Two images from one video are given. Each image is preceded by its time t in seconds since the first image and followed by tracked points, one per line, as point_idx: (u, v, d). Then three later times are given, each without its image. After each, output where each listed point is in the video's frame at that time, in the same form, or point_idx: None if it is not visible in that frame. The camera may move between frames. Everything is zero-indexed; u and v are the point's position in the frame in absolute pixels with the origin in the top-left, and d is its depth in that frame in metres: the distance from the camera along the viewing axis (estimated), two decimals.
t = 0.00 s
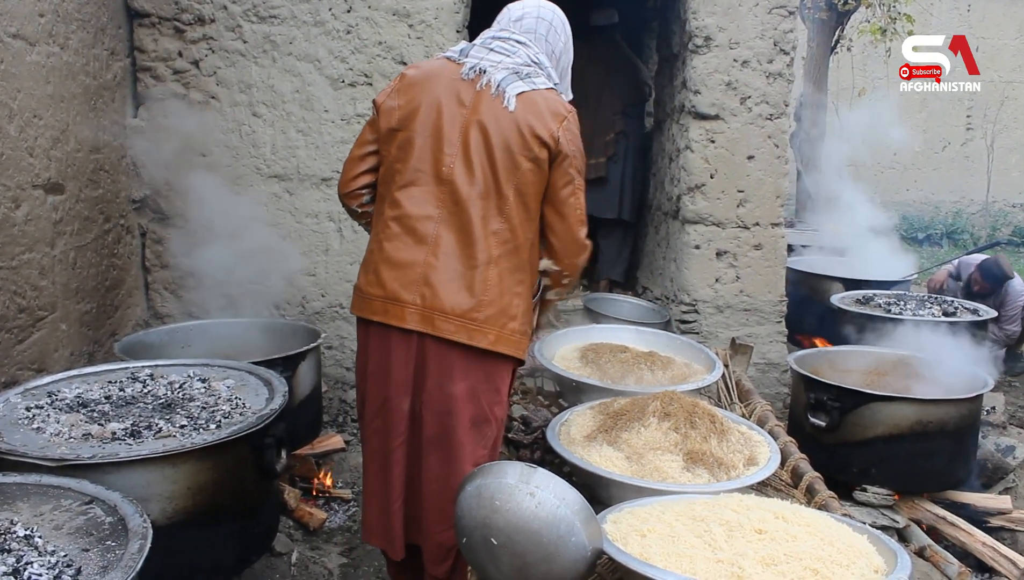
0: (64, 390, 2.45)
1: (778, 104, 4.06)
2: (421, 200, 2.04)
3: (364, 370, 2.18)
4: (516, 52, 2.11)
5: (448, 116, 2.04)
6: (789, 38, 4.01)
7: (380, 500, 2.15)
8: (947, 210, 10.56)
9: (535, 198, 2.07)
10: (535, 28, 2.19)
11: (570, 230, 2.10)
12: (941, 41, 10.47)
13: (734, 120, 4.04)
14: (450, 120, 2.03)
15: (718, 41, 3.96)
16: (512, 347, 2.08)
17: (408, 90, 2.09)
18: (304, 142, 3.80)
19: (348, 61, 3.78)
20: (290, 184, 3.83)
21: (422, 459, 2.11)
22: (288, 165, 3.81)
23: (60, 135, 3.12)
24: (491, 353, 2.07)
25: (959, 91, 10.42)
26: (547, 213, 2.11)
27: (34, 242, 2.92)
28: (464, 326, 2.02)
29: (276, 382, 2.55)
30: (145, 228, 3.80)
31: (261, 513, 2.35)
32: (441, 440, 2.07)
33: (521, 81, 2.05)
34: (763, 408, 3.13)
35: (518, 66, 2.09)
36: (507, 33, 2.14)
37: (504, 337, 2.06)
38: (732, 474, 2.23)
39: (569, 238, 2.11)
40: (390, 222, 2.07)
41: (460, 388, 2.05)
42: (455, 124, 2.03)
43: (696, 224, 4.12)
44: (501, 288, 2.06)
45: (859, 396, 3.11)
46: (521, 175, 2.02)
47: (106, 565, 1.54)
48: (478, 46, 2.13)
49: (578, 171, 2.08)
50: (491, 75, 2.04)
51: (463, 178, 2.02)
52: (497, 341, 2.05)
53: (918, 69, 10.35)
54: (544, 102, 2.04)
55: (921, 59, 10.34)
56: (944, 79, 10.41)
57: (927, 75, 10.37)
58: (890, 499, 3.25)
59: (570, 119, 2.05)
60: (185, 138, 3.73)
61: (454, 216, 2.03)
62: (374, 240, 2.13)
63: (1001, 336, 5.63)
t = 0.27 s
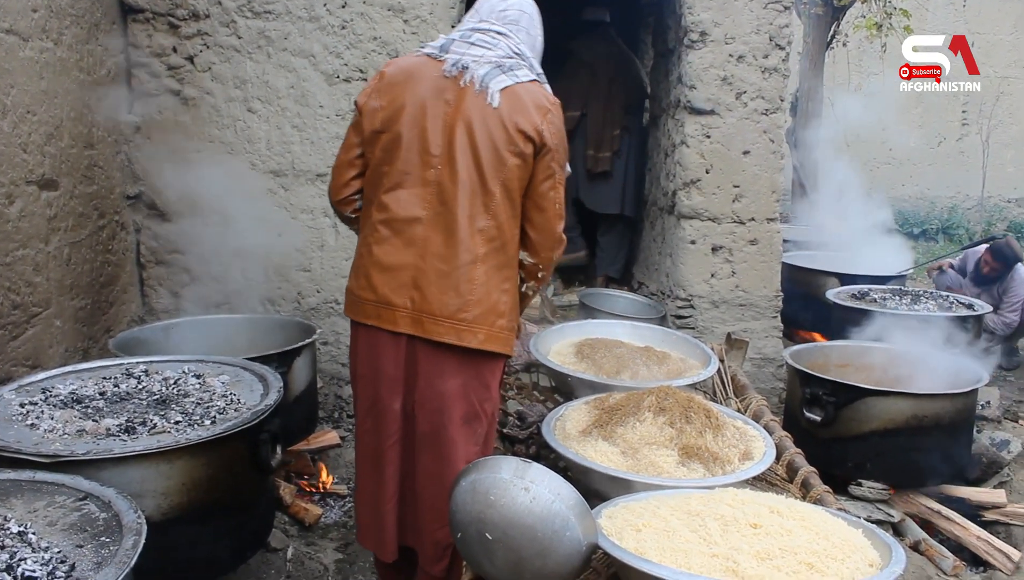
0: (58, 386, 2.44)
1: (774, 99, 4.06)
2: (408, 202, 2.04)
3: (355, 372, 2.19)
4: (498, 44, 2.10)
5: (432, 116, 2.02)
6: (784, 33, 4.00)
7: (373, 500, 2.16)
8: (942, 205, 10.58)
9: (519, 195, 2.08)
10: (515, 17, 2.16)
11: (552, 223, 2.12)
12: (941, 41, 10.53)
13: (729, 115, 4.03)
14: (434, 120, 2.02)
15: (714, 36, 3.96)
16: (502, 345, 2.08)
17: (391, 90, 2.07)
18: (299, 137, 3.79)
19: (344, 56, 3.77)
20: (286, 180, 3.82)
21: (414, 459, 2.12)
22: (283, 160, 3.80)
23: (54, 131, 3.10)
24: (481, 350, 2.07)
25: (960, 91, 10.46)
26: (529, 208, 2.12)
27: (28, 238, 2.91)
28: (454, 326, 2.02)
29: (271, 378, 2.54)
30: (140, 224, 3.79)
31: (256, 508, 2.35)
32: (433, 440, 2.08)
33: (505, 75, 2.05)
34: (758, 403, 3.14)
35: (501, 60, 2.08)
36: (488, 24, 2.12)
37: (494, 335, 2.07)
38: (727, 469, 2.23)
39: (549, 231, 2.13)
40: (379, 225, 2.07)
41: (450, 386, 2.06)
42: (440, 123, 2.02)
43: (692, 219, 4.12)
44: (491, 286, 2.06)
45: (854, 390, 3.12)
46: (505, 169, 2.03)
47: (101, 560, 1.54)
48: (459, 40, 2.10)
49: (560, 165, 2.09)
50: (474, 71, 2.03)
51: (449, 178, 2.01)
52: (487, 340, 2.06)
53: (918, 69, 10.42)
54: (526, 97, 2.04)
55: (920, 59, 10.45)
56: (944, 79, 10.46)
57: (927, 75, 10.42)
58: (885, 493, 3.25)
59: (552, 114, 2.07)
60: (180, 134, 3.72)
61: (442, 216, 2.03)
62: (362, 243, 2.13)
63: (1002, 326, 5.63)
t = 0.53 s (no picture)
0: (53, 378, 2.44)
1: (771, 90, 4.05)
2: (395, 192, 2.05)
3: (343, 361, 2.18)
4: (460, 39, 2.10)
5: (409, 109, 2.03)
6: (781, 24, 3.99)
7: (367, 484, 2.14)
8: (939, 197, 10.57)
9: (501, 173, 2.10)
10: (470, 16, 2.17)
11: (537, 197, 2.15)
12: (941, 41, 10.49)
13: (726, 106, 4.03)
14: (411, 113, 2.03)
15: (710, 27, 3.95)
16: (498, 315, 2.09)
17: (363, 91, 2.07)
18: (294, 129, 3.78)
19: (339, 47, 3.75)
20: (281, 172, 3.80)
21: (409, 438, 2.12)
22: (279, 152, 3.78)
23: (49, 122, 3.09)
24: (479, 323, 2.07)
25: (960, 91, 10.42)
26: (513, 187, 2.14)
27: (23, 230, 2.90)
28: (452, 301, 2.02)
29: (267, 370, 2.54)
30: (136, 216, 3.78)
31: (253, 500, 2.35)
32: (428, 416, 2.07)
33: (471, 67, 2.06)
34: (755, 395, 3.14)
35: (466, 54, 2.09)
36: (449, 18, 2.11)
37: (490, 306, 2.07)
38: (723, 460, 2.23)
39: (536, 205, 2.15)
40: (366, 219, 2.07)
41: (448, 363, 2.06)
42: (417, 115, 2.03)
43: (688, 211, 4.11)
44: (484, 263, 2.07)
45: (850, 382, 3.12)
46: (484, 152, 2.04)
47: (97, 552, 1.54)
48: (421, 42, 2.11)
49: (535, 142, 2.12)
50: (442, 65, 2.05)
51: (433, 163, 2.02)
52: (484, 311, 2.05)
53: (918, 69, 10.45)
54: (495, 81, 2.07)
55: (920, 59, 10.49)
56: (944, 79, 10.46)
57: (927, 75, 10.45)
58: (881, 484, 3.25)
59: (521, 95, 2.09)
60: (175, 125, 3.71)
61: (432, 199, 2.03)
62: (349, 241, 2.12)
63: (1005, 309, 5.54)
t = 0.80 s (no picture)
0: (54, 376, 2.44)
1: (772, 89, 4.04)
2: (396, 179, 2.15)
3: (352, 340, 2.19)
4: (437, 43, 2.26)
5: (402, 102, 2.15)
6: (782, 23, 3.98)
7: (387, 461, 2.14)
8: (940, 196, 10.55)
9: (489, 159, 2.28)
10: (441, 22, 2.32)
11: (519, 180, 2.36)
12: (941, 41, 10.50)
13: (727, 105, 4.02)
14: (404, 105, 2.15)
15: (712, 26, 3.94)
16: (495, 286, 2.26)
17: (352, 89, 2.17)
18: (295, 127, 3.77)
19: (340, 45, 3.74)
20: (282, 170, 3.80)
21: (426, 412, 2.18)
22: (280, 150, 3.78)
23: (49, 121, 3.09)
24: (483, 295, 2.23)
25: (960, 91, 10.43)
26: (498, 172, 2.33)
27: (24, 228, 2.90)
28: (463, 271, 2.16)
29: (268, 369, 2.54)
30: (136, 215, 3.78)
31: (254, 499, 2.35)
32: (450, 385, 2.18)
33: (451, 66, 2.23)
34: (756, 394, 3.14)
35: (445, 55, 2.25)
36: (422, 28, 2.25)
37: (489, 277, 2.25)
38: (725, 459, 2.23)
39: (521, 186, 2.35)
40: (367, 206, 2.15)
41: (464, 332, 2.19)
42: (411, 107, 2.16)
43: (689, 210, 4.11)
44: (479, 241, 2.24)
45: (851, 381, 3.12)
46: (472, 141, 2.21)
47: (98, 551, 1.54)
48: (399, 46, 2.24)
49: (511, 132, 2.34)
50: (426, 64, 2.19)
51: (431, 150, 2.16)
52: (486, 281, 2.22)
53: (918, 69, 10.44)
54: (473, 78, 2.25)
55: (921, 59, 10.48)
56: (944, 79, 10.46)
57: (927, 75, 10.44)
58: (882, 484, 3.23)
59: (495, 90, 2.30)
60: (175, 123, 3.70)
61: (434, 182, 2.17)
62: (347, 230, 2.18)
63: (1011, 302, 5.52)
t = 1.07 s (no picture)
0: (56, 379, 2.43)
1: (774, 92, 4.04)
2: (404, 181, 2.26)
3: (362, 334, 2.29)
4: (444, 52, 2.36)
5: (411, 108, 2.26)
6: (784, 26, 3.99)
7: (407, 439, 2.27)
8: (941, 200, 10.54)
9: (490, 163, 2.40)
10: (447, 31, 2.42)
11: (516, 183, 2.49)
12: (941, 41, 10.50)
13: (729, 108, 4.02)
14: (413, 111, 2.25)
15: (714, 29, 3.94)
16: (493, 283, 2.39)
17: (363, 94, 2.26)
18: (297, 130, 3.78)
19: (343, 48, 3.75)
20: (284, 173, 3.80)
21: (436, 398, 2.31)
22: (282, 153, 3.78)
23: (52, 124, 3.09)
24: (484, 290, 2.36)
25: (961, 91, 10.41)
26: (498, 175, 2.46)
27: (26, 231, 2.90)
28: (467, 270, 2.28)
29: (270, 371, 2.54)
30: (139, 217, 3.78)
31: (256, 502, 2.35)
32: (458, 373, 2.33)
33: (457, 73, 2.33)
34: (758, 398, 3.13)
35: (451, 63, 2.35)
36: (429, 36, 2.35)
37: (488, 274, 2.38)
38: (727, 463, 2.23)
39: (517, 188, 2.49)
40: (377, 206, 2.25)
41: (468, 323, 2.33)
42: (419, 113, 2.26)
43: (691, 213, 4.10)
44: (479, 240, 2.36)
45: (854, 385, 3.12)
46: (474, 146, 2.33)
47: (99, 554, 1.54)
48: (408, 53, 2.33)
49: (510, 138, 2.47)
50: (434, 72, 2.29)
51: (438, 154, 2.27)
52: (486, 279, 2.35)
53: (918, 69, 10.39)
54: (477, 85, 2.36)
55: (921, 59, 10.43)
56: (944, 79, 10.44)
57: (927, 75, 10.40)
58: (884, 488, 3.24)
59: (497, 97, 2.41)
60: (177, 126, 3.71)
61: (440, 185, 2.28)
62: (357, 228, 2.28)
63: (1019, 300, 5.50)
